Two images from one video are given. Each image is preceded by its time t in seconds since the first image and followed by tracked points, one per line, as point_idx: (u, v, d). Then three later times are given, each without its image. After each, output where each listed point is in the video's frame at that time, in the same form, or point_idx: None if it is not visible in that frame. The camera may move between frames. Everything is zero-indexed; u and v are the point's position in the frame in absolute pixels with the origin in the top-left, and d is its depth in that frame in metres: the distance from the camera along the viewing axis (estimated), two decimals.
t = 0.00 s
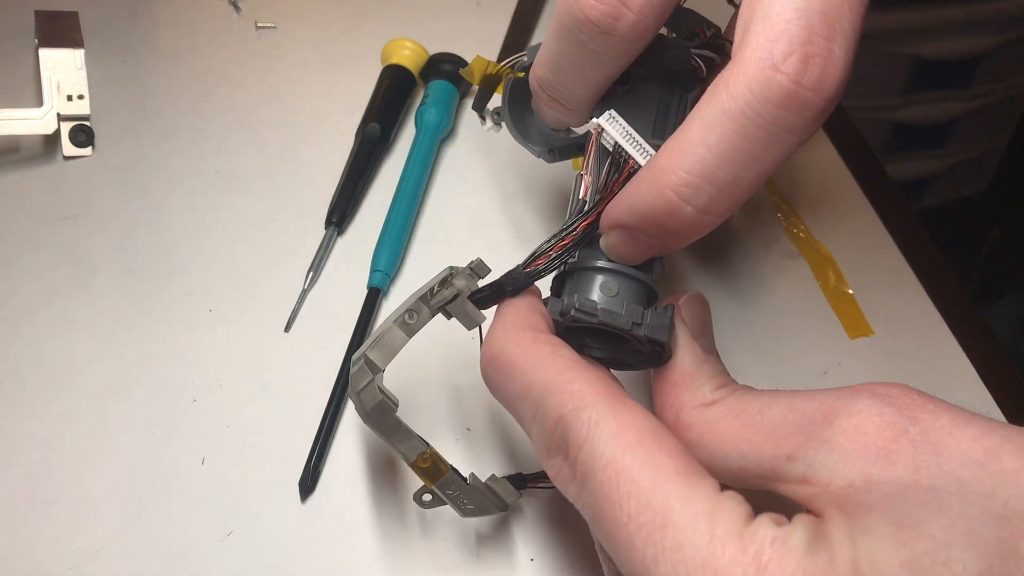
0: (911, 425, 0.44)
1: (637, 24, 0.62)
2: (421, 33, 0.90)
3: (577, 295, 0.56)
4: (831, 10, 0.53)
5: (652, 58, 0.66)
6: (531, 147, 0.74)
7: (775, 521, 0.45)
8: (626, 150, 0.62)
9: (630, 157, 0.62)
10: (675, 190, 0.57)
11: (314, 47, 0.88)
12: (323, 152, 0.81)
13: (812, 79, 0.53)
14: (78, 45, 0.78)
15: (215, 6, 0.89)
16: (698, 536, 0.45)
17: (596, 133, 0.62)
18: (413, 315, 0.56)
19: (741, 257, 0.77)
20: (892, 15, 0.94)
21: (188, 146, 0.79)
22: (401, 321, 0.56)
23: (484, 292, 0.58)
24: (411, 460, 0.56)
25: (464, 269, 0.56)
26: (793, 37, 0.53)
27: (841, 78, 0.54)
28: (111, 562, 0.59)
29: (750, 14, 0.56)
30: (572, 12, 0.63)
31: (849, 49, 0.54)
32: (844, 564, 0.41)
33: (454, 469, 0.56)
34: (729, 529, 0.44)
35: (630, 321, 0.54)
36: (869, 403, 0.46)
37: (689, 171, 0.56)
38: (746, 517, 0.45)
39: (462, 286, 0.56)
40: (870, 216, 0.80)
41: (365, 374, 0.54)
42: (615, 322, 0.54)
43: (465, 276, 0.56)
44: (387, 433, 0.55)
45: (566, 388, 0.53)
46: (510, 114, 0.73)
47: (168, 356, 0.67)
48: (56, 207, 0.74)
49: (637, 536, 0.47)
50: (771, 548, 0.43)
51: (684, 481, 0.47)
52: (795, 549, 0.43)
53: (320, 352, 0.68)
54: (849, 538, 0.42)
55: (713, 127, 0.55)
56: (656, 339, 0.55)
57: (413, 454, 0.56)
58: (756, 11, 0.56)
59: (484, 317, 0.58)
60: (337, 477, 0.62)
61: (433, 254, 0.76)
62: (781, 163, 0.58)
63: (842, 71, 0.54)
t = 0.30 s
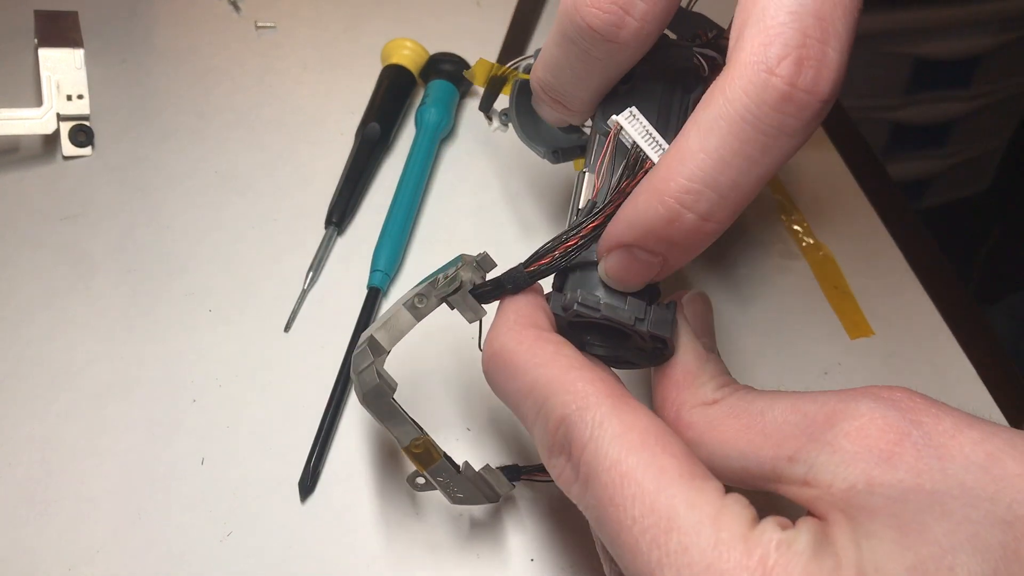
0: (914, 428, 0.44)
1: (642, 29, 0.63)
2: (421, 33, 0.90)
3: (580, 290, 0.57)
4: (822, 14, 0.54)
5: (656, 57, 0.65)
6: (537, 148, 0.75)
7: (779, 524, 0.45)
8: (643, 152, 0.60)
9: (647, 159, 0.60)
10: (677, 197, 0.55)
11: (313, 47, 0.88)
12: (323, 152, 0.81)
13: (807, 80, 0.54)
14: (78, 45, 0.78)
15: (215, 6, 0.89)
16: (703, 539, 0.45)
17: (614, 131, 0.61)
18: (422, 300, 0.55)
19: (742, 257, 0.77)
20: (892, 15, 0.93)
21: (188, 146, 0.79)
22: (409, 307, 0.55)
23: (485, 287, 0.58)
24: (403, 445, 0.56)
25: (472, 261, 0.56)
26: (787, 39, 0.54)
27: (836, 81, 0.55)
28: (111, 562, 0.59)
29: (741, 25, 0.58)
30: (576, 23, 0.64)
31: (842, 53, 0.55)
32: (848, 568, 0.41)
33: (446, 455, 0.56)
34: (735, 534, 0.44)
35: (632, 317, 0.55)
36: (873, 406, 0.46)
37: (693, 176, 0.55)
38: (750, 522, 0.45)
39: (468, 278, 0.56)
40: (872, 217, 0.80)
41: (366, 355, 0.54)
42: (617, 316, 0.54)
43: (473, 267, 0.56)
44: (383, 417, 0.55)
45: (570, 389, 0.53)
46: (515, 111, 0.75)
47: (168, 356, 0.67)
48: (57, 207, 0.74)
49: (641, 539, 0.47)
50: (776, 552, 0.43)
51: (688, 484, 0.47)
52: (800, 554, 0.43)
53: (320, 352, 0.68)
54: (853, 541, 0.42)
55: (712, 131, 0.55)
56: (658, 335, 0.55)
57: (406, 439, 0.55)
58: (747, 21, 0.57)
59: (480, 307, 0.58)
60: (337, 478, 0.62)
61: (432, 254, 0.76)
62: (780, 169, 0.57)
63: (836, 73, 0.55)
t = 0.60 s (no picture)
0: (908, 428, 0.44)
1: (642, 27, 0.63)
2: (421, 33, 0.90)
3: (579, 292, 0.57)
4: (816, 16, 0.54)
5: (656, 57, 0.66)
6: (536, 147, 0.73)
7: (773, 522, 0.45)
8: (643, 153, 0.60)
9: (647, 161, 0.60)
10: (675, 197, 0.55)
11: (313, 47, 0.88)
12: (322, 152, 0.81)
13: (801, 81, 0.54)
14: (77, 45, 0.78)
15: (215, 6, 0.89)
16: (698, 536, 0.45)
17: (614, 133, 0.61)
18: (421, 298, 0.55)
19: (741, 257, 0.77)
20: (892, 15, 0.94)
21: (188, 146, 0.79)
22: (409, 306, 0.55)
23: (484, 287, 0.58)
24: (403, 443, 0.56)
25: (471, 261, 0.56)
26: (781, 41, 0.54)
27: (828, 82, 0.55)
28: (111, 562, 0.59)
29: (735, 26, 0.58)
30: (577, 19, 0.64)
31: (836, 54, 0.55)
32: (842, 565, 0.41)
33: (445, 453, 0.56)
34: (728, 530, 0.44)
35: (631, 319, 0.55)
36: (867, 406, 0.46)
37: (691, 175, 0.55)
38: (745, 517, 0.46)
39: (467, 278, 0.56)
40: (872, 217, 0.80)
41: (367, 354, 0.54)
42: (616, 318, 0.54)
43: (473, 266, 0.56)
44: (383, 416, 0.55)
45: (566, 387, 0.53)
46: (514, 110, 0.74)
47: (168, 356, 0.67)
48: (56, 207, 0.74)
49: (636, 536, 0.47)
50: (769, 548, 0.43)
51: (683, 481, 0.47)
52: (792, 551, 0.43)
53: (320, 352, 0.68)
54: (846, 538, 0.42)
55: (708, 132, 0.55)
56: (656, 337, 0.55)
57: (405, 437, 0.56)
58: (741, 22, 0.57)
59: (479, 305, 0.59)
60: (337, 477, 0.62)
61: (432, 254, 0.76)
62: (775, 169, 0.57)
63: (829, 74, 0.55)
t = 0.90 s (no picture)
0: (903, 427, 0.44)
1: (649, 32, 0.63)
2: (421, 33, 0.90)
3: (580, 294, 0.57)
4: (813, 20, 0.54)
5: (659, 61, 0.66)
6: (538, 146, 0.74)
7: (768, 518, 0.45)
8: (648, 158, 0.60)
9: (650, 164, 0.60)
10: (674, 199, 0.55)
11: (314, 47, 0.88)
12: (322, 152, 0.81)
13: (797, 85, 0.54)
14: (78, 45, 0.78)
15: (215, 6, 0.89)
16: (694, 532, 0.44)
17: (619, 137, 0.62)
18: (422, 295, 0.56)
19: (741, 257, 0.77)
20: (891, 15, 0.95)
21: (188, 146, 0.79)
22: (411, 302, 0.56)
23: (485, 287, 0.58)
24: (400, 438, 0.55)
25: (471, 258, 0.57)
26: (777, 45, 0.54)
27: (824, 86, 0.55)
28: (111, 562, 0.59)
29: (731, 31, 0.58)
30: (582, 22, 0.64)
31: (831, 59, 0.55)
32: (837, 561, 0.41)
33: (441, 450, 0.56)
34: (724, 527, 0.44)
35: (631, 320, 0.56)
36: (865, 405, 0.46)
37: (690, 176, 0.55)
38: (740, 515, 0.45)
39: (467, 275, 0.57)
40: (871, 218, 0.80)
41: (366, 348, 0.54)
42: (616, 319, 0.55)
43: (473, 263, 0.57)
44: (382, 412, 0.55)
45: (565, 385, 0.53)
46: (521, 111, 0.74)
47: (168, 357, 0.67)
48: (56, 207, 0.74)
49: (633, 533, 0.47)
50: (764, 545, 0.43)
51: (680, 478, 0.47)
52: (788, 547, 0.42)
53: (319, 352, 0.68)
54: (842, 535, 0.42)
55: (706, 134, 0.55)
56: (656, 339, 0.56)
57: (402, 432, 0.55)
58: (737, 28, 0.57)
59: (479, 300, 0.59)
60: (337, 477, 0.62)
61: (432, 254, 0.75)
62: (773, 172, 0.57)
63: (824, 78, 0.55)
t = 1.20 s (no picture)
0: (904, 428, 0.44)
1: (651, 29, 0.63)
2: (421, 33, 0.90)
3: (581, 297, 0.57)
4: (815, 23, 0.54)
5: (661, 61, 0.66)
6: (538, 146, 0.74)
7: (769, 519, 0.45)
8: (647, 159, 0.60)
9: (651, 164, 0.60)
10: (675, 199, 0.55)
11: (314, 47, 0.88)
12: (322, 152, 0.81)
13: (797, 88, 0.54)
14: (78, 45, 0.78)
15: (215, 6, 0.89)
16: (694, 533, 0.45)
17: (618, 139, 0.61)
18: (421, 297, 0.56)
19: (741, 257, 0.77)
20: (890, 15, 0.95)
21: (188, 146, 0.79)
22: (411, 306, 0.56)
23: (486, 291, 0.58)
24: (402, 442, 0.56)
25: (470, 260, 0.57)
26: (778, 48, 0.54)
27: (824, 89, 0.55)
28: (110, 562, 0.59)
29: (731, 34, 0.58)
30: (583, 20, 0.64)
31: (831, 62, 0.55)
32: (837, 562, 0.41)
33: (444, 452, 0.56)
34: (724, 528, 0.44)
35: (633, 325, 0.56)
36: (866, 406, 0.46)
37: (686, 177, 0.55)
38: (741, 516, 0.45)
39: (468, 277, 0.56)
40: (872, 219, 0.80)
41: (367, 353, 0.54)
42: (618, 324, 0.55)
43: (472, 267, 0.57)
44: (382, 415, 0.55)
45: (565, 387, 0.53)
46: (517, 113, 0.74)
47: (168, 357, 0.67)
48: (56, 207, 0.74)
49: (633, 535, 0.47)
50: (764, 545, 0.43)
51: (680, 480, 0.47)
52: (788, 547, 0.43)
53: (319, 352, 0.68)
54: (842, 536, 0.42)
55: (707, 135, 0.55)
56: (658, 342, 0.56)
57: (405, 436, 0.56)
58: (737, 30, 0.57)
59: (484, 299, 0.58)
60: (337, 477, 0.62)
61: (432, 254, 0.75)
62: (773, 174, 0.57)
63: (825, 82, 0.55)
